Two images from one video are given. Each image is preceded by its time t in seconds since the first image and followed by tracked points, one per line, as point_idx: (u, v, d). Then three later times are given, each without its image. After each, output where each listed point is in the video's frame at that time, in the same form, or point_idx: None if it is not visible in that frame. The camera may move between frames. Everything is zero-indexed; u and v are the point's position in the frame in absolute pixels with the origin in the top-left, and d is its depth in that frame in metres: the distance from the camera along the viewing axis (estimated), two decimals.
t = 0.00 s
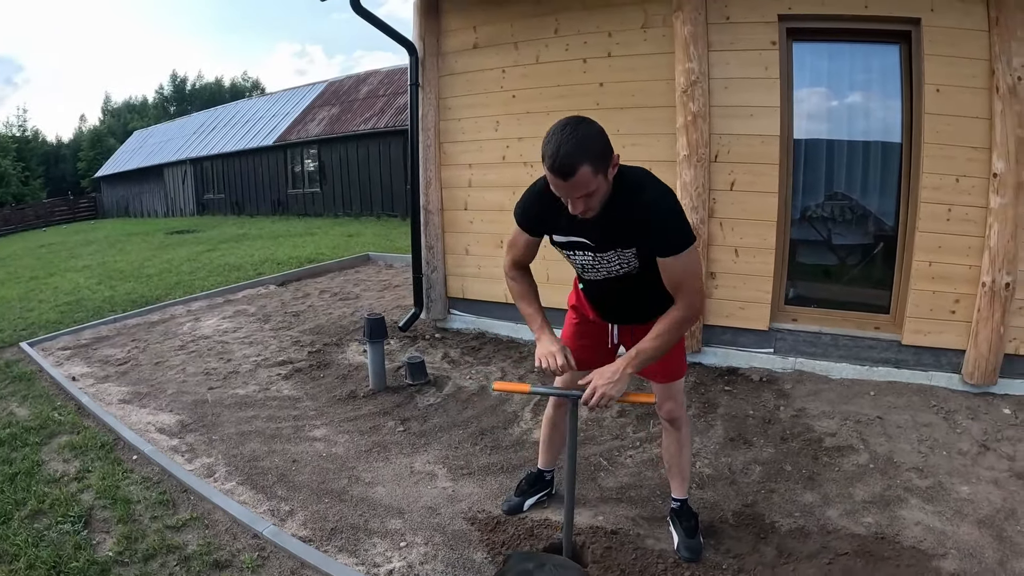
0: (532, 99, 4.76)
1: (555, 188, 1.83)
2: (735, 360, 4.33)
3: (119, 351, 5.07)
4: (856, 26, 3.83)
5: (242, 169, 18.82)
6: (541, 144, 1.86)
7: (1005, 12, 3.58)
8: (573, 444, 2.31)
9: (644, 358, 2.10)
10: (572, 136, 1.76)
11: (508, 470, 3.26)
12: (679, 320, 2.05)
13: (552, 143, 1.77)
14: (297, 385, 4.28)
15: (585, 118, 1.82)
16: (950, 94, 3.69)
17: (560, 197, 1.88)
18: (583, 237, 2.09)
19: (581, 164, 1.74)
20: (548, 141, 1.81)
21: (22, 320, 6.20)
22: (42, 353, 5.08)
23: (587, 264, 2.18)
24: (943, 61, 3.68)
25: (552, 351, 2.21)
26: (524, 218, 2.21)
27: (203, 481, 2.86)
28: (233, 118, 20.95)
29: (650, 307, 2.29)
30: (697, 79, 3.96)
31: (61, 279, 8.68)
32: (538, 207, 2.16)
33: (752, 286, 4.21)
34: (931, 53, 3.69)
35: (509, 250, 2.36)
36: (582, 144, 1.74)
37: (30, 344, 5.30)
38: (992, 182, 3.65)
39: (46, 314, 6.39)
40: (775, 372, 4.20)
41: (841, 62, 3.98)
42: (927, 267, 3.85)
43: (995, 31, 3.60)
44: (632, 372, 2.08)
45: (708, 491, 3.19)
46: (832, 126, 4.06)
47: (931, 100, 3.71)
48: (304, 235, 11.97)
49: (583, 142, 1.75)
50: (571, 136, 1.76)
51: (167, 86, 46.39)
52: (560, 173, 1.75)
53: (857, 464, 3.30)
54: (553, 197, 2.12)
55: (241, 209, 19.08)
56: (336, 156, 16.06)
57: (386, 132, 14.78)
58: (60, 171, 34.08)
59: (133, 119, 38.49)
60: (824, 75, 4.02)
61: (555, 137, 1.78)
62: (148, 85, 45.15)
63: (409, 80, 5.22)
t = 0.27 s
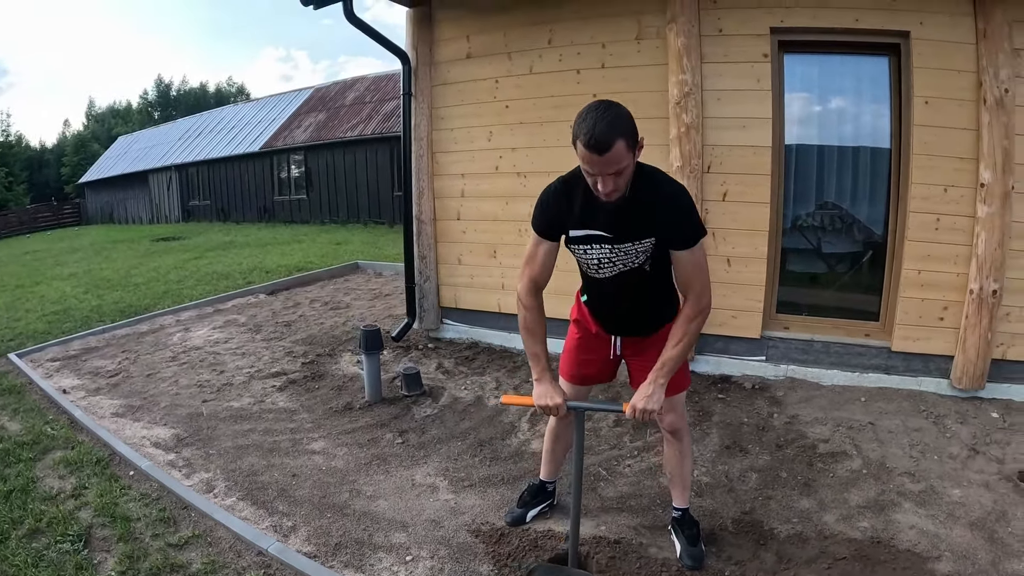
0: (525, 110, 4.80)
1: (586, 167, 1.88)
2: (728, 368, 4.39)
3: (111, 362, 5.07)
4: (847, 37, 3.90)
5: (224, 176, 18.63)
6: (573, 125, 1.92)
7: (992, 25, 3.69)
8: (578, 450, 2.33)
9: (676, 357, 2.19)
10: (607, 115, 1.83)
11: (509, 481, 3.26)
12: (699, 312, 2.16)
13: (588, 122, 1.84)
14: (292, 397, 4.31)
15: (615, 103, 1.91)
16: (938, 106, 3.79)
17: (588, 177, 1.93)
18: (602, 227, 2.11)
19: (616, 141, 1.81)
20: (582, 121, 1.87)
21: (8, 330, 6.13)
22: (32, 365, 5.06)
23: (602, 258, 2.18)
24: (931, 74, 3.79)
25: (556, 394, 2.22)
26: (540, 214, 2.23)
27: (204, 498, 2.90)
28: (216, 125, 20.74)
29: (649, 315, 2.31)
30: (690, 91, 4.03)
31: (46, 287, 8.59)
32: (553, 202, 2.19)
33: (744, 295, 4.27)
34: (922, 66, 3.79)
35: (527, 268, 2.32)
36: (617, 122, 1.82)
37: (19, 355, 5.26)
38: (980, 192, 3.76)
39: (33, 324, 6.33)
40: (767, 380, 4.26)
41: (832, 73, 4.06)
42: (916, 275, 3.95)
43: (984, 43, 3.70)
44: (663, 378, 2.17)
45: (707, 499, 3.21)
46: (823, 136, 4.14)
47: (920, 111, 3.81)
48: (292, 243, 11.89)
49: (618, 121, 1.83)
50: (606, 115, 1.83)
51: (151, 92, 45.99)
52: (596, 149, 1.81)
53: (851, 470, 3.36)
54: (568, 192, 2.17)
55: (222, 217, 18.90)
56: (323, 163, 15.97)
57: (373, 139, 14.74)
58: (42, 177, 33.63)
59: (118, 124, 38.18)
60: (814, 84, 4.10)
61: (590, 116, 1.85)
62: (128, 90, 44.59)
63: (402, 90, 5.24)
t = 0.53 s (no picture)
0: (512, 118, 4.80)
1: (619, 158, 1.86)
2: (717, 374, 4.41)
3: (94, 373, 4.96)
4: (832, 47, 3.97)
5: (204, 183, 18.35)
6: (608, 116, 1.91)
7: (977, 36, 3.75)
8: (588, 438, 2.26)
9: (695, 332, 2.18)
10: (646, 108, 1.83)
11: (502, 491, 3.22)
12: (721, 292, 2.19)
13: (627, 112, 1.83)
14: (280, 408, 4.24)
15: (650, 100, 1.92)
16: (922, 115, 3.87)
17: (618, 169, 1.91)
18: (619, 221, 2.10)
19: (654, 135, 1.81)
20: (619, 112, 1.87)
21: None
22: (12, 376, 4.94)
23: (617, 254, 2.16)
24: (915, 83, 3.86)
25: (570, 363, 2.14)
26: (552, 201, 2.18)
27: (196, 514, 2.84)
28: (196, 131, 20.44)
29: (648, 319, 2.29)
30: (678, 99, 4.07)
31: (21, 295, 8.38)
32: (567, 191, 2.15)
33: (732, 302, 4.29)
34: (908, 76, 3.86)
35: (527, 249, 2.26)
36: (656, 116, 1.83)
37: None
38: (964, 198, 3.85)
39: (10, 334, 6.18)
40: (755, 386, 4.30)
41: (819, 82, 4.13)
42: (901, 280, 4.03)
43: (967, 53, 3.77)
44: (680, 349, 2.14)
45: (700, 506, 3.20)
46: (809, 144, 4.21)
47: (905, 120, 3.88)
48: (276, 249, 11.75)
49: (655, 115, 1.83)
50: (645, 108, 1.84)
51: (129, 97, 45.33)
52: (634, 139, 1.80)
53: (841, 474, 3.39)
54: (582, 183, 2.14)
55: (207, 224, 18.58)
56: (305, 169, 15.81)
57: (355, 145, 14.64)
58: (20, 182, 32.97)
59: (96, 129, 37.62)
60: (800, 93, 4.16)
61: (629, 107, 1.84)
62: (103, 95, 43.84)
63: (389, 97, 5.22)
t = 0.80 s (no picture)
0: (494, 121, 4.74)
1: (663, 155, 1.83)
2: (701, 378, 4.39)
3: (69, 383, 4.82)
4: (815, 51, 4.00)
5: (181, 189, 18.01)
6: (648, 111, 1.88)
7: (958, 39, 3.81)
8: (606, 430, 2.26)
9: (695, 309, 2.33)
10: (689, 105, 1.83)
11: (489, 500, 3.14)
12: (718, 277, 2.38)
13: (671, 108, 1.81)
14: (260, 418, 4.13)
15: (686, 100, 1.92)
16: (904, 118, 3.91)
17: (656, 166, 1.88)
18: (642, 216, 2.04)
19: (700, 133, 1.80)
20: (662, 107, 1.84)
21: None
22: None
23: (633, 249, 2.08)
24: (896, 86, 3.90)
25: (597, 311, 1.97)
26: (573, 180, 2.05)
27: (176, 529, 2.76)
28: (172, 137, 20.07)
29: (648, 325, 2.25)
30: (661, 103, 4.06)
31: None
32: (592, 173, 2.05)
33: (716, 306, 4.27)
34: (891, 79, 3.90)
35: (533, 222, 2.10)
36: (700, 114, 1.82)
37: None
38: (946, 200, 3.90)
39: None
40: (741, 389, 4.28)
41: (801, 85, 4.15)
42: (885, 282, 4.06)
43: (949, 56, 3.83)
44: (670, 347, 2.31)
45: (690, 512, 3.14)
46: (791, 147, 4.22)
47: (888, 123, 3.92)
48: (255, 256, 11.55)
49: (699, 113, 1.82)
50: (689, 105, 1.83)
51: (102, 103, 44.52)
52: (681, 135, 1.78)
53: (829, 477, 3.36)
54: (607, 170, 2.06)
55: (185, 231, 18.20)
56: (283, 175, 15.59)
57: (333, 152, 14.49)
58: None
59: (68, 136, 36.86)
60: (784, 96, 4.17)
61: (672, 103, 1.82)
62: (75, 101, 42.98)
63: (368, 101, 5.13)
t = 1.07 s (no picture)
0: (475, 124, 4.63)
1: (713, 169, 1.72)
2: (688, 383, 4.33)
3: (42, 396, 4.63)
4: (801, 53, 3.99)
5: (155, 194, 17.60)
6: (691, 124, 1.74)
7: (943, 42, 3.83)
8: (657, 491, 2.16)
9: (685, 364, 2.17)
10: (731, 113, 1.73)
11: (475, 514, 3.01)
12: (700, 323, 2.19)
13: (719, 120, 1.70)
14: (238, 430, 3.97)
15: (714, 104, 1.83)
16: (889, 120, 3.92)
17: (706, 182, 1.78)
18: (660, 228, 1.93)
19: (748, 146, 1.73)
20: (706, 118, 1.72)
21: None
22: None
23: (646, 263, 1.97)
24: (882, 88, 3.91)
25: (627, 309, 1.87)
26: (594, 185, 1.92)
27: (149, 550, 2.67)
28: (144, 141, 19.61)
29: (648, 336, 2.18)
30: (645, 105, 4.01)
31: None
32: (614, 179, 1.92)
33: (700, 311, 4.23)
34: (875, 82, 3.91)
35: (547, 228, 1.97)
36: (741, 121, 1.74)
37: None
38: (931, 203, 3.92)
39: None
40: (727, 394, 4.23)
41: (785, 89, 4.13)
42: (871, 285, 4.06)
43: (935, 58, 3.85)
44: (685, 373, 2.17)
45: (682, 522, 3.03)
46: (777, 150, 4.19)
47: (874, 125, 3.92)
48: (231, 261, 11.30)
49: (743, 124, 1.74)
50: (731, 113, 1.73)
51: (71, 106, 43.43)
52: (739, 149, 1.69)
53: (821, 482, 3.30)
54: (630, 176, 1.93)
55: (158, 235, 17.73)
56: (260, 179, 15.31)
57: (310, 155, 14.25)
58: None
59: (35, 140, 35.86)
60: (768, 98, 4.15)
61: (717, 113, 1.71)
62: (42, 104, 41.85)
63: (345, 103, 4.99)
